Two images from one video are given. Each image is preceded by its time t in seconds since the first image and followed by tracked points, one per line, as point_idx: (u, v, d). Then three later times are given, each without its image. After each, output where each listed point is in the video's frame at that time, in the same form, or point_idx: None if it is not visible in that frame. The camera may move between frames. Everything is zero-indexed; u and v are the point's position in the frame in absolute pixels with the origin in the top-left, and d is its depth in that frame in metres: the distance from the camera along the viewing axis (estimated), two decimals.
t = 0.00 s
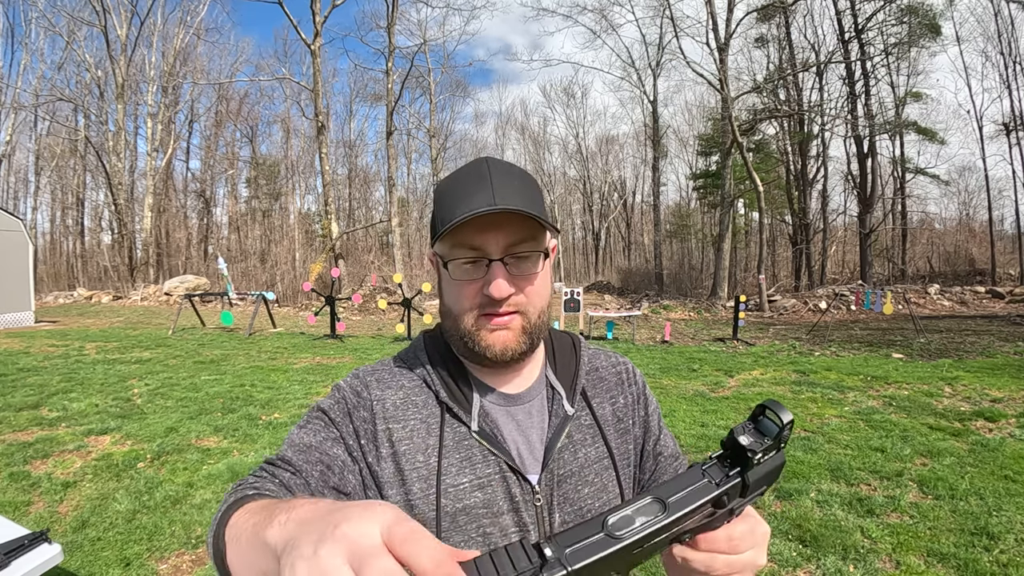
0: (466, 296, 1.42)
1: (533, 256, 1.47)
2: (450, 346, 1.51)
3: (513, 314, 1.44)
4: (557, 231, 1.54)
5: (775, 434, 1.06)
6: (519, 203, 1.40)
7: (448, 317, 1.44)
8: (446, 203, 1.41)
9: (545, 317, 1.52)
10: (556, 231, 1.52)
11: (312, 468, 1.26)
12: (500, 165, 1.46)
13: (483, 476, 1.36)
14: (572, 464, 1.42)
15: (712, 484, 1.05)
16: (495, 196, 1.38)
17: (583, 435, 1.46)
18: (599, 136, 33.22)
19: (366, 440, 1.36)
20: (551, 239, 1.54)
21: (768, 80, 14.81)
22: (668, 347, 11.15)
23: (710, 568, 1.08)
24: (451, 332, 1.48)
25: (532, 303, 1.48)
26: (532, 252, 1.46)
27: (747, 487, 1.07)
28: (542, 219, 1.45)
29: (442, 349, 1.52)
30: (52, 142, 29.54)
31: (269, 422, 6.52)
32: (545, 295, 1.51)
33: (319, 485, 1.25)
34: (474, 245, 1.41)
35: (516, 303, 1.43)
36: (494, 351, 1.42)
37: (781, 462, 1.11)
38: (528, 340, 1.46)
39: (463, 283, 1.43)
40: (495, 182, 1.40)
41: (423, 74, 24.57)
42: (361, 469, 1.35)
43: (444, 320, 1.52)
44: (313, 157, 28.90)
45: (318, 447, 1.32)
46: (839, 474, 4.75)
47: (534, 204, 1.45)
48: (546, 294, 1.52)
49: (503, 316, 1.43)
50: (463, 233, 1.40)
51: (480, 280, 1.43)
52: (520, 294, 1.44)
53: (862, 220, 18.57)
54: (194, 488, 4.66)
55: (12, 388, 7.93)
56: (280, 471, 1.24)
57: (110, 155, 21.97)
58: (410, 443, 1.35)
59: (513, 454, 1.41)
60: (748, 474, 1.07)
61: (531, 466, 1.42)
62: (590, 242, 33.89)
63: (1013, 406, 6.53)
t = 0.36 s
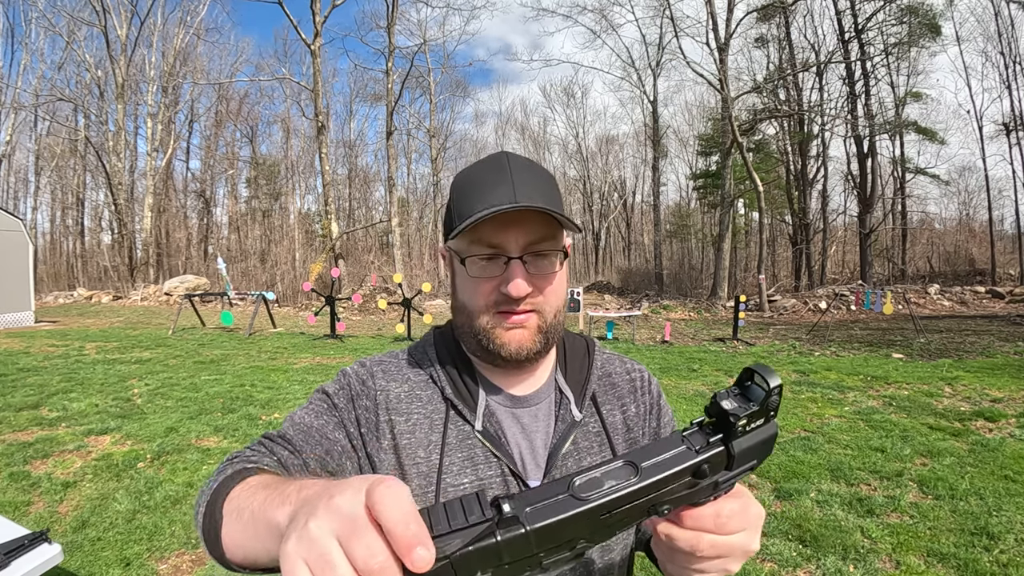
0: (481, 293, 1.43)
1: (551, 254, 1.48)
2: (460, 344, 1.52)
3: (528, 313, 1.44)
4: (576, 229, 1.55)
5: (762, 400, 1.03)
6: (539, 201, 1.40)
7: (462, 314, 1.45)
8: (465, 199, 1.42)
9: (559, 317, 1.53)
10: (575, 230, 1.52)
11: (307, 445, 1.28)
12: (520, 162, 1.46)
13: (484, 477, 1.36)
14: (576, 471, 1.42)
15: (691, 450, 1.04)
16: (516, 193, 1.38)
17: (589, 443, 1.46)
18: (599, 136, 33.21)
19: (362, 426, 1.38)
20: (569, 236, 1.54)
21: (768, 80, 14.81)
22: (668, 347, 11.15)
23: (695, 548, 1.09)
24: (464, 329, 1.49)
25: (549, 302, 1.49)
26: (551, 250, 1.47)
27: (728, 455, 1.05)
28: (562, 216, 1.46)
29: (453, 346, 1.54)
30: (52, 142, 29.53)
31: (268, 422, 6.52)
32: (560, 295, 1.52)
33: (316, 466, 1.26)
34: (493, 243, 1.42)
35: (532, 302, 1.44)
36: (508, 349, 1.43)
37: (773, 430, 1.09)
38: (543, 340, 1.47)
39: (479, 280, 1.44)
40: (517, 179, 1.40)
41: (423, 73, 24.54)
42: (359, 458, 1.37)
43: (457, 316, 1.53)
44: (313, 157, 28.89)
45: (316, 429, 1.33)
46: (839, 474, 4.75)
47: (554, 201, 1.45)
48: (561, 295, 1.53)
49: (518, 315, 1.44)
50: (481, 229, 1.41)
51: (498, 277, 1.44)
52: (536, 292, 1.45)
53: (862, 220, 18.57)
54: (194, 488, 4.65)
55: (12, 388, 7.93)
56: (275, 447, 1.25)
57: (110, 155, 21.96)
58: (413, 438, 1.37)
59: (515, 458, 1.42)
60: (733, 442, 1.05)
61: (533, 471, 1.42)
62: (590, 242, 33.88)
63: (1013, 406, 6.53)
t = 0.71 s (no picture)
0: (485, 294, 1.42)
1: (555, 255, 1.47)
2: (463, 346, 1.52)
3: (532, 314, 1.44)
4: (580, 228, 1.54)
5: (733, 417, 1.00)
6: (541, 201, 1.39)
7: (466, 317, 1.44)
8: (467, 199, 1.41)
9: (564, 318, 1.53)
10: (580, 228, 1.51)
11: (314, 457, 1.31)
12: (522, 163, 1.46)
13: (491, 482, 1.36)
14: (585, 476, 1.42)
15: (655, 474, 1.01)
16: (518, 193, 1.38)
17: (598, 445, 1.46)
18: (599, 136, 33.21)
19: (364, 433, 1.40)
20: (574, 234, 1.53)
21: (768, 79, 14.80)
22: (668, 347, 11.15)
23: (662, 553, 1.07)
24: (468, 331, 1.48)
25: (553, 303, 1.49)
26: (554, 251, 1.47)
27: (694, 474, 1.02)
28: (565, 215, 1.46)
29: (458, 347, 1.53)
30: (52, 142, 29.52)
31: (268, 422, 6.52)
32: (566, 295, 1.52)
33: (324, 476, 1.29)
34: (496, 244, 1.41)
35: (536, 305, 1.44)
36: (513, 350, 1.43)
37: (741, 445, 1.06)
38: (548, 340, 1.47)
39: (482, 282, 1.43)
40: (519, 180, 1.39)
41: (423, 73, 24.51)
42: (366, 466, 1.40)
43: (460, 317, 1.53)
44: (313, 157, 28.89)
45: (320, 439, 1.36)
46: (839, 474, 4.75)
47: (557, 200, 1.44)
48: (566, 294, 1.52)
49: (523, 316, 1.44)
50: (484, 230, 1.40)
51: (501, 278, 1.43)
52: (541, 294, 1.44)
53: (862, 220, 18.55)
54: (194, 488, 4.65)
55: (12, 388, 7.93)
56: (284, 460, 1.29)
57: (110, 155, 21.94)
58: (417, 443, 1.37)
59: (522, 461, 1.42)
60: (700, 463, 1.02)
61: (541, 474, 1.42)
62: (590, 242, 33.87)
63: (1013, 406, 6.53)
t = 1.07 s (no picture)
0: (482, 285, 1.44)
1: (553, 247, 1.50)
2: (460, 343, 1.53)
3: (532, 305, 1.46)
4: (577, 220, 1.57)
5: (639, 346, 0.82)
6: (541, 190, 1.43)
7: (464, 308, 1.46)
8: (467, 191, 1.44)
9: (564, 310, 1.53)
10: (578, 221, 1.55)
11: (326, 470, 1.29)
12: (520, 154, 1.49)
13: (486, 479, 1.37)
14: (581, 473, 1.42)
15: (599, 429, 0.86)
16: (515, 180, 1.40)
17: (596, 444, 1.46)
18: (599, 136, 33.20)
19: (374, 437, 1.38)
20: (570, 227, 1.56)
21: (768, 80, 14.80)
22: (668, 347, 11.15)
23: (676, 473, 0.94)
24: (466, 325, 1.49)
25: (551, 294, 1.50)
26: (553, 242, 1.49)
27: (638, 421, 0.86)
28: (563, 206, 1.48)
29: (455, 341, 1.55)
30: (52, 142, 29.51)
31: (268, 422, 6.52)
32: (564, 288, 1.53)
33: (339, 489, 1.28)
34: (494, 234, 1.44)
35: (535, 295, 1.45)
36: (514, 343, 1.44)
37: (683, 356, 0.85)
38: (547, 333, 1.48)
39: (482, 273, 1.45)
40: (517, 171, 1.42)
41: (423, 73, 24.49)
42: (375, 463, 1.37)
43: (459, 313, 1.54)
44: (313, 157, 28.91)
45: (328, 447, 1.33)
46: (839, 474, 4.75)
47: (555, 191, 1.47)
48: (565, 286, 1.53)
49: (521, 308, 1.45)
50: (483, 220, 1.43)
51: (500, 270, 1.45)
52: (540, 285, 1.46)
53: (862, 220, 18.56)
54: (194, 488, 4.65)
55: (12, 388, 7.93)
56: (296, 475, 1.27)
57: (110, 155, 21.94)
58: (414, 439, 1.37)
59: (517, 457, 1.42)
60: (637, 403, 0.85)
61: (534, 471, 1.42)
62: (590, 242, 33.88)
63: (1013, 406, 6.53)
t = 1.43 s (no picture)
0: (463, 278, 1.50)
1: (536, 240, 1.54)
2: (445, 343, 1.59)
3: (512, 301, 1.48)
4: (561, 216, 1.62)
5: (553, 242, 0.75)
6: (519, 180, 1.48)
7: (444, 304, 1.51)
8: (449, 183, 1.51)
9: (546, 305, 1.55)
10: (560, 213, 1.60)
11: (348, 496, 1.28)
12: (502, 152, 1.55)
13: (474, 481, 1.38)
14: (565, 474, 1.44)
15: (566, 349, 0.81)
16: (495, 170, 1.47)
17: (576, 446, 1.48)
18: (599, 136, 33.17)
19: (382, 452, 1.39)
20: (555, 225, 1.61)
21: (768, 80, 14.78)
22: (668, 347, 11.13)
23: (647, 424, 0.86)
24: (449, 322, 1.54)
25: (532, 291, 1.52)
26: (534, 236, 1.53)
27: (596, 333, 0.80)
28: (544, 200, 1.53)
29: (438, 341, 1.60)
30: (52, 142, 29.50)
31: (268, 422, 6.52)
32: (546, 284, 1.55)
33: (365, 511, 1.27)
34: (474, 226, 1.50)
35: (514, 290, 1.48)
36: (493, 337, 1.47)
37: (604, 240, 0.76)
38: (528, 331, 1.50)
39: (461, 267, 1.51)
40: (496, 163, 1.49)
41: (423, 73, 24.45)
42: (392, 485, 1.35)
43: (443, 311, 1.59)
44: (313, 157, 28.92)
45: (339, 471, 1.32)
46: (839, 474, 4.75)
47: (535, 183, 1.53)
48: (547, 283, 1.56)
49: (501, 304, 1.48)
50: (464, 212, 1.51)
51: (479, 263, 1.50)
52: (519, 279, 1.48)
53: (862, 220, 18.56)
54: (194, 488, 4.66)
55: (12, 388, 7.93)
56: (322, 511, 1.24)
57: (110, 155, 21.93)
58: (403, 444, 1.40)
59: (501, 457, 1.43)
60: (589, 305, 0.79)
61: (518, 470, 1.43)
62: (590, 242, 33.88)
63: (1013, 406, 6.53)
